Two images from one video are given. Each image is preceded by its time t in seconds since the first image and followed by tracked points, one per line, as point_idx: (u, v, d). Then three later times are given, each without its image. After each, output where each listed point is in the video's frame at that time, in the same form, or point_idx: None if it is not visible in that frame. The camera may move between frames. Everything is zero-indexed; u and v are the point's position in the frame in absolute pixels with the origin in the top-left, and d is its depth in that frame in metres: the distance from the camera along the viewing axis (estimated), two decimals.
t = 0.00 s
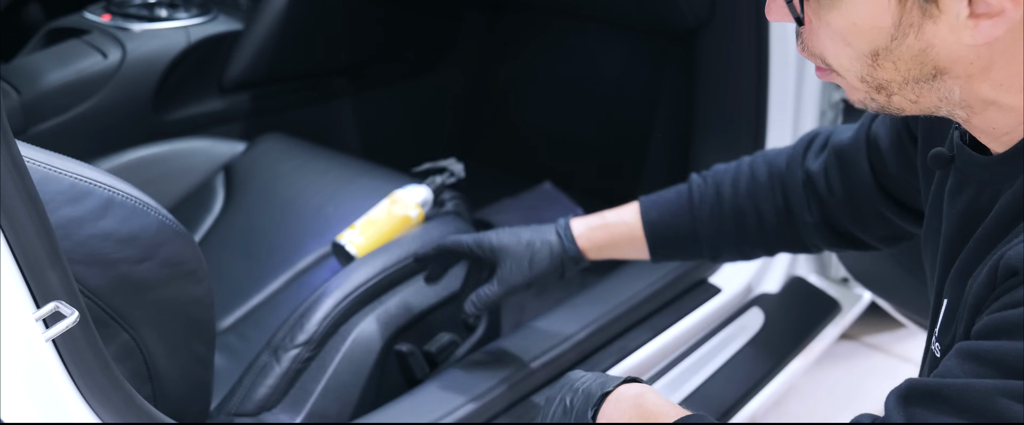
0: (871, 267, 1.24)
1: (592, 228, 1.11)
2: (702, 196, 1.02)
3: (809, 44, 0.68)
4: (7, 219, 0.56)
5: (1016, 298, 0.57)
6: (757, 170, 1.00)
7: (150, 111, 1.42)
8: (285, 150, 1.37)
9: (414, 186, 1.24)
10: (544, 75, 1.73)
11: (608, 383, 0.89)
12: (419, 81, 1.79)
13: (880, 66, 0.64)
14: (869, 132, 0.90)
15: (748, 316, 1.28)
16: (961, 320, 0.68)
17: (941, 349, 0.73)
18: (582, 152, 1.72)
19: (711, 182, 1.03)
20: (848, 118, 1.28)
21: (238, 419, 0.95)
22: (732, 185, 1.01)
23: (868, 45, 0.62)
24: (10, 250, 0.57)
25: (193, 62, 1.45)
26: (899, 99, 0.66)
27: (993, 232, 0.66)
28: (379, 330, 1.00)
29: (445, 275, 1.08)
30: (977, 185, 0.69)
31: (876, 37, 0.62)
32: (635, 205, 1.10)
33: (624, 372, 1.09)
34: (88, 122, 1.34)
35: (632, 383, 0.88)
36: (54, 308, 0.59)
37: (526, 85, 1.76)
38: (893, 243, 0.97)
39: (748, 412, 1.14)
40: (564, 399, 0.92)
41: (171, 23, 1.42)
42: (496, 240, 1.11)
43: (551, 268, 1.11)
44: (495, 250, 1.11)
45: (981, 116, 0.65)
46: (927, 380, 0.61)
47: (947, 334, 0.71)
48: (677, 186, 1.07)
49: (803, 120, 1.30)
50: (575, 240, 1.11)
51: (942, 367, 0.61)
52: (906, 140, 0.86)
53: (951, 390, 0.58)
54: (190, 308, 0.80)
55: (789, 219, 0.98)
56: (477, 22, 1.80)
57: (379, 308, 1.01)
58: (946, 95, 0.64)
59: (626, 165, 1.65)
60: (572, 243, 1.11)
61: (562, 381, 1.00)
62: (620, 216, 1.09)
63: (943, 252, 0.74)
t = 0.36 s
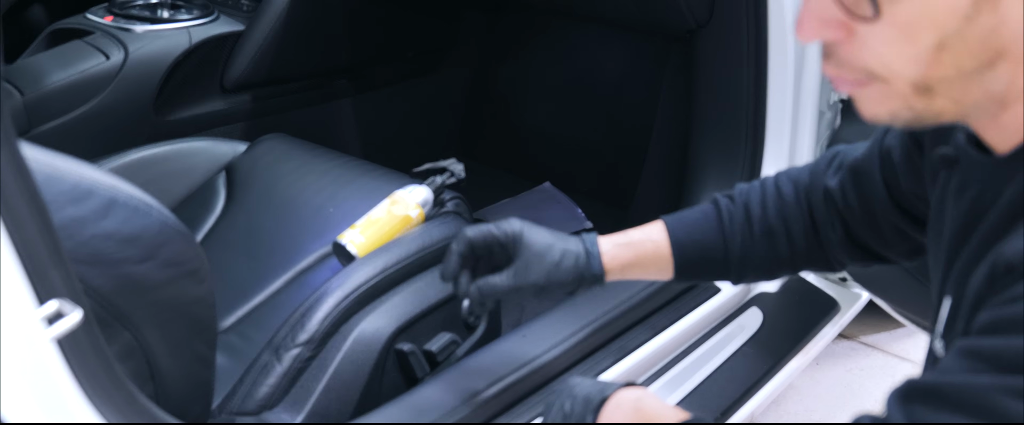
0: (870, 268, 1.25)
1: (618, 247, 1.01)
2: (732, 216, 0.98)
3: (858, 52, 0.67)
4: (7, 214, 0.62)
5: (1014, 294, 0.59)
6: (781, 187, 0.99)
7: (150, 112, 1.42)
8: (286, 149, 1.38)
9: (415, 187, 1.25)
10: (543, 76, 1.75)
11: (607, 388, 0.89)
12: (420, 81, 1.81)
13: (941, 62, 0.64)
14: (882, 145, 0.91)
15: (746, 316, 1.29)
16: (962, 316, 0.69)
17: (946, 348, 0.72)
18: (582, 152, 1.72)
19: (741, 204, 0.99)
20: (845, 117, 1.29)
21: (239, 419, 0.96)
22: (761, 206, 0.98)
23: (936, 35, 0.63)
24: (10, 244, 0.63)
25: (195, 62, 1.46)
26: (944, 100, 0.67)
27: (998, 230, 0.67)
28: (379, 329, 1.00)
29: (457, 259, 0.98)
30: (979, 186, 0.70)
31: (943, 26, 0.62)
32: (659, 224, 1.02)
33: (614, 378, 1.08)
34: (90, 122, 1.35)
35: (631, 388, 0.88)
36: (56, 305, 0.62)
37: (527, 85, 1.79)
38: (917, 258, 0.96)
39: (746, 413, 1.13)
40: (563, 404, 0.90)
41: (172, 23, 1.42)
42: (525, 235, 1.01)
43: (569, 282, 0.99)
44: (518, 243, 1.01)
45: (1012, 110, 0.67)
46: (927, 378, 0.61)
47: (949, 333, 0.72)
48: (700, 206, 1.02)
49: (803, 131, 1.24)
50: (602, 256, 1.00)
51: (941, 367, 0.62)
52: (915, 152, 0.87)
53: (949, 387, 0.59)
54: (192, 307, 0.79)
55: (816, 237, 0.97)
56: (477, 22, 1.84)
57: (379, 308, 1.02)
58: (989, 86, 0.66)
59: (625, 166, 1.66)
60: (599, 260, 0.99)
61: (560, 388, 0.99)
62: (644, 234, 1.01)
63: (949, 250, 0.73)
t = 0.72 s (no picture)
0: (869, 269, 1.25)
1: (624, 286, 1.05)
2: (734, 248, 1.00)
3: (872, 91, 0.65)
4: (8, 215, 0.61)
5: (1017, 292, 0.59)
6: (784, 217, 0.99)
7: (150, 112, 1.42)
8: (286, 150, 1.38)
9: (414, 187, 1.25)
10: (544, 75, 1.75)
11: (609, 391, 0.89)
12: (420, 81, 1.80)
13: (959, 74, 0.63)
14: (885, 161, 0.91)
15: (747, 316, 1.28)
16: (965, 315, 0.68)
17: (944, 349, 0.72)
18: (582, 152, 1.72)
19: (743, 235, 1.01)
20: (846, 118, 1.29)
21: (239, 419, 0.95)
22: (763, 235, 0.99)
23: (952, 46, 0.61)
24: (11, 245, 0.62)
25: (194, 63, 1.45)
26: (964, 115, 0.66)
27: (1001, 229, 0.67)
28: (379, 329, 1.00)
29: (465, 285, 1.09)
30: (984, 189, 0.70)
31: (956, 35, 0.61)
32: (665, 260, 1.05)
33: (613, 380, 1.06)
34: (90, 122, 1.35)
35: (633, 391, 0.89)
36: (55, 307, 0.61)
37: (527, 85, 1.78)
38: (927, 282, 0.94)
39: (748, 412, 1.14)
40: (564, 407, 0.89)
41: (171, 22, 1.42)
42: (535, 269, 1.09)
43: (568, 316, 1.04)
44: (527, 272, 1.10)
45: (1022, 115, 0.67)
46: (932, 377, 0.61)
47: (949, 335, 0.71)
48: (706, 241, 1.04)
49: (804, 132, 1.23)
50: (606, 293, 1.05)
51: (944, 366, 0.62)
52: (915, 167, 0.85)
53: (955, 386, 0.58)
54: (191, 307, 0.79)
55: (820, 265, 0.96)
56: (477, 22, 1.84)
57: (380, 308, 1.02)
58: (1003, 93, 0.66)
59: (625, 167, 1.66)
60: (602, 295, 1.04)
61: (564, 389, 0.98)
62: (651, 273, 1.04)
63: (950, 252, 0.73)
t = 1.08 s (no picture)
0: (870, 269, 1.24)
1: (631, 271, 1.05)
2: (741, 232, 0.99)
3: (865, 82, 0.66)
4: (8, 215, 0.61)
5: (1012, 289, 0.58)
6: (789, 203, 0.99)
7: (150, 112, 1.42)
8: (286, 150, 1.38)
9: (414, 187, 1.25)
10: (544, 75, 1.75)
11: (603, 390, 0.89)
12: (420, 81, 1.80)
13: (954, 71, 0.63)
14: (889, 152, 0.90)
15: (747, 316, 1.28)
16: (956, 315, 0.68)
17: (939, 347, 0.73)
18: (582, 152, 1.72)
19: (749, 220, 1.01)
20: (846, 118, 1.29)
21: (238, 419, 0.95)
22: (769, 220, 0.99)
23: (947, 42, 0.62)
24: (11, 248, 0.62)
25: (194, 63, 1.45)
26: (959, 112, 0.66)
27: (993, 228, 0.66)
28: (379, 329, 1.00)
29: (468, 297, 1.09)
30: (978, 187, 0.70)
31: (953, 33, 0.61)
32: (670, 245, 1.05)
33: (612, 381, 1.06)
34: (89, 122, 1.35)
35: (627, 390, 0.89)
36: (56, 307, 0.61)
37: (527, 85, 1.78)
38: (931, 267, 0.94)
39: (748, 412, 1.14)
40: (559, 407, 0.89)
41: (171, 22, 1.42)
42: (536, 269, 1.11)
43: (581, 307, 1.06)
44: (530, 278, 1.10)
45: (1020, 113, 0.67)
46: (920, 374, 0.60)
47: (944, 332, 0.72)
48: (712, 225, 1.04)
49: (804, 134, 1.24)
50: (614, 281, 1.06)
51: (934, 364, 0.61)
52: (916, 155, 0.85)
53: (943, 384, 0.57)
54: (191, 306, 0.79)
55: (826, 252, 0.96)
56: (477, 22, 1.83)
57: (379, 308, 1.02)
58: (998, 92, 0.66)
59: (626, 167, 1.66)
60: (610, 281, 1.06)
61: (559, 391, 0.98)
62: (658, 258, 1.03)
63: (947, 250, 0.73)
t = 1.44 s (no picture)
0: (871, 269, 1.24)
1: (648, 233, 1.06)
2: (756, 211, 1.01)
3: (862, 46, 0.66)
4: (7, 218, 0.55)
5: (1009, 289, 0.56)
6: (810, 191, 0.99)
7: (150, 112, 1.42)
8: (285, 150, 1.37)
9: (414, 186, 1.25)
10: (544, 75, 1.74)
11: (602, 396, 0.87)
12: (420, 81, 1.80)
13: (949, 49, 0.61)
14: (896, 149, 0.89)
15: (748, 316, 1.28)
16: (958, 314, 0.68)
17: (941, 345, 0.73)
18: (582, 153, 1.72)
19: (767, 200, 1.02)
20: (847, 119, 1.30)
21: (238, 419, 0.95)
22: (787, 205, 1.00)
23: (945, 17, 0.60)
24: (11, 250, 0.56)
25: (193, 63, 1.45)
26: (950, 91, 0.64)
27: (997, 225, 0.65)
28: (379, 330, 1.00)
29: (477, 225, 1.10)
30: (979, 187, 0.69)
31: (953, 9, 0.59)
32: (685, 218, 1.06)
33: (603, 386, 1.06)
34: (89, 122, 1.35)
35: (625, 395, 0.87)
36: (54, 308, 0.59)
37: (527, 85, 1.77)
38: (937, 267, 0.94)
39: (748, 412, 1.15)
40: (558, 414, 0.90)
41: (172, 23, 1.42)
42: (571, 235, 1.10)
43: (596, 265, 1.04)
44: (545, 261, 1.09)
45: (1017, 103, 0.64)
46: (921, 374, 0.59)
47: (946, 332, 0.72)
48: (729, 201, 1.05)
49: (805, 132, 1.27)
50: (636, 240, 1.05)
51: (935, 363, 0.59)
52: (922, 154, 0.83)
53: (942, 384, 0.56)
54: (191, 308, 0.80)
55: (837, 241, 0.96)
56: (477, 22, 1.82)
57: (379, 308, 1.01)
58: (997, 76, 0.63)
59: (626, 168, 1.65)
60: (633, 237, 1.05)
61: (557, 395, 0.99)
62: (673, 228, 1.04)
63: (950, 244, 0.74)
